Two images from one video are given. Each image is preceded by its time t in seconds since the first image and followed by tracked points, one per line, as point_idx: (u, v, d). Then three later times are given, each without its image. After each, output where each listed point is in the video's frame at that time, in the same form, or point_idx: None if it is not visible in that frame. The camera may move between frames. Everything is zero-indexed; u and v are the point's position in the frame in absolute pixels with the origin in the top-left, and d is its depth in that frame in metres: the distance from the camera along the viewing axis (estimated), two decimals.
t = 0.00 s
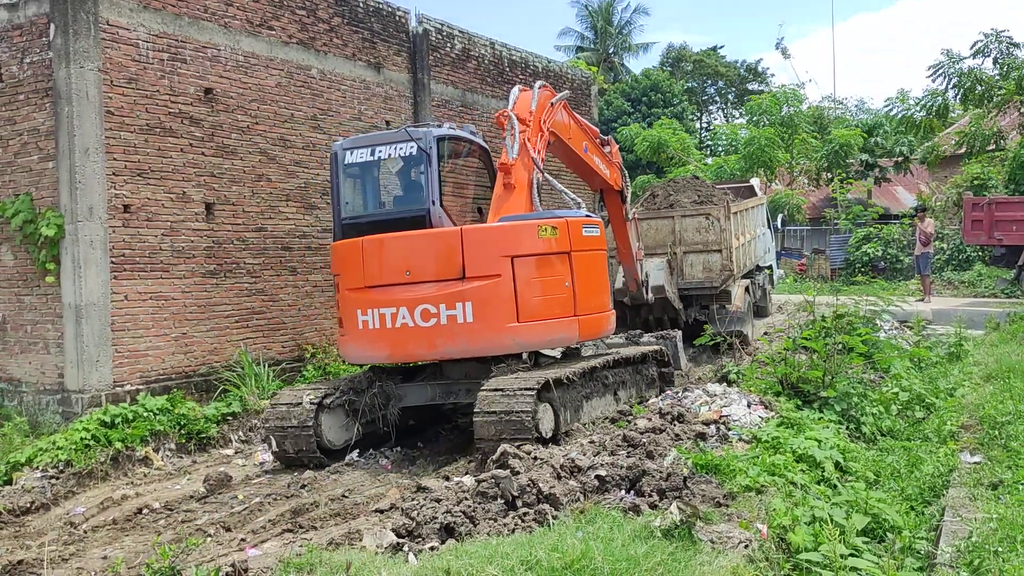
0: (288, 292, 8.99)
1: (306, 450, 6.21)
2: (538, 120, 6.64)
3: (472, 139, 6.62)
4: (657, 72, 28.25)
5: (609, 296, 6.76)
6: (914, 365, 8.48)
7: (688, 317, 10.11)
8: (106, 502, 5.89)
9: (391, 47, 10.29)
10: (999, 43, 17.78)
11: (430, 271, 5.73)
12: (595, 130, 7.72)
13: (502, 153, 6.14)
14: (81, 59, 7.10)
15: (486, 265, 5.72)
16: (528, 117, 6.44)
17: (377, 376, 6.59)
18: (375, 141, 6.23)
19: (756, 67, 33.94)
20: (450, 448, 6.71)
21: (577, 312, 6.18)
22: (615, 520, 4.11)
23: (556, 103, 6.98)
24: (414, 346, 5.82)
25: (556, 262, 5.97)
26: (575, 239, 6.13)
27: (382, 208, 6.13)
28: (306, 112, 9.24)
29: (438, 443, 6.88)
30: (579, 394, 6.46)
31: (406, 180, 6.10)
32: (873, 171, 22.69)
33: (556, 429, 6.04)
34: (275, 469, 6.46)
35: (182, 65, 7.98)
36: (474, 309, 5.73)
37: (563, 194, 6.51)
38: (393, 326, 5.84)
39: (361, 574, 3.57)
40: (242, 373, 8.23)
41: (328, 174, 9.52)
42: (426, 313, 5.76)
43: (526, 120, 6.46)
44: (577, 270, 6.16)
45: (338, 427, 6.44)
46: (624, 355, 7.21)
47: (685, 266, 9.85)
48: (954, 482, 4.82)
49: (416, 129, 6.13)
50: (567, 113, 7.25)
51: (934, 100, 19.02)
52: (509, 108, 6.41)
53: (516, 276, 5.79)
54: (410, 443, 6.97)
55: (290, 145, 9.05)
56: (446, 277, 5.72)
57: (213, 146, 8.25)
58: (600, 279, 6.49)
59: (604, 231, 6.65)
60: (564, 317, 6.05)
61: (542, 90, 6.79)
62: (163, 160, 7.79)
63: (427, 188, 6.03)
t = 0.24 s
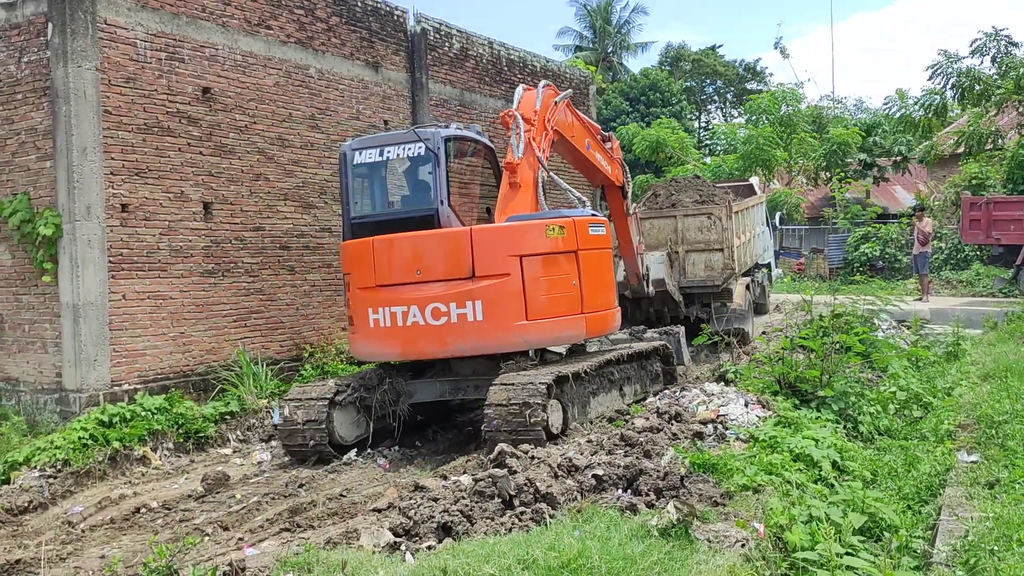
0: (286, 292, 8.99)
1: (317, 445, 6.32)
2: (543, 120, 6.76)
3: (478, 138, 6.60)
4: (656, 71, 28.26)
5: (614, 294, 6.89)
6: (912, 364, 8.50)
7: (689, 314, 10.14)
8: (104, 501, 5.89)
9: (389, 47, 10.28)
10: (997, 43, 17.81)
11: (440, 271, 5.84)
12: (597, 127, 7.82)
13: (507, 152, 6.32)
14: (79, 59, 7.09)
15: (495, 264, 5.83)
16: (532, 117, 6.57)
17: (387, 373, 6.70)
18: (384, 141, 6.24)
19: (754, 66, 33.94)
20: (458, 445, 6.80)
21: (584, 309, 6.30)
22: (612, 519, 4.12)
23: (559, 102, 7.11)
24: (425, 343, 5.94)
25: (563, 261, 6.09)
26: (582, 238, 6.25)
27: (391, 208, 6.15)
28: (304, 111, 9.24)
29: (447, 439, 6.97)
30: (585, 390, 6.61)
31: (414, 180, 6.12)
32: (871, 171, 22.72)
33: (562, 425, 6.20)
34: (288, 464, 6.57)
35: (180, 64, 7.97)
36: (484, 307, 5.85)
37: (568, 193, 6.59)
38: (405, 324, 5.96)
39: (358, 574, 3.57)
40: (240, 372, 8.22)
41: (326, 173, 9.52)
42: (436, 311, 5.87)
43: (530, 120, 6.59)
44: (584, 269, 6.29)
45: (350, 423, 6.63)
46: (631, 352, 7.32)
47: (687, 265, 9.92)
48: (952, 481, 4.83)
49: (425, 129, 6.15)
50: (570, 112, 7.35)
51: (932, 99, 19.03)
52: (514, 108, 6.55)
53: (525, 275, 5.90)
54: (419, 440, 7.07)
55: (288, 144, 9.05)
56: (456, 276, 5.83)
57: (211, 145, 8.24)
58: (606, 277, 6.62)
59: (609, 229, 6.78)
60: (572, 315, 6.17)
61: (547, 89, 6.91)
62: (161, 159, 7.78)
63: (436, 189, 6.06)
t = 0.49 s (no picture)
0: (282, 291, 8.98)
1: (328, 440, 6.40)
2: (546, 120, 6.84)
3: (482, 138, 6.65)
4: (652, 71, 28.28)
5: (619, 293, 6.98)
6: (908, 363, 8.53)
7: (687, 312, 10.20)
8: (100, 501, 5.88)
9: (385, 46, 10.28)
10: (994, 43, 17.86)
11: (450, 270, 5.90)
12: (598, 126, 7.88)
13: (512, 153, 6.38)
14: (75, 58, 7.09)
15: (504, 263, 5.89)
16: (537, 117, 6.63)
17: (396, 370, 6.78)
18: (391, 142, 6.29)
19: (751, 66, 33.99)
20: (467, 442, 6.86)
21: (590, 308, 6.38)
22: (607, 518, 4.13)
23: (562, 102, 7.17)
24: (434, 342, 5.99)
25: (570, 260, 6.17)
26: (588, 238, 6.34)
27: (398, 208, 6.20)
28: (300, 111, 9.23)
29: (455, 435, 7.04)
30: (591, 387, 6.74)
31: (421, 180, 6.17)
32: (867, 171, 22.78)
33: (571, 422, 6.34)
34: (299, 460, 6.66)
35: (177, 64, 7.96)
36: (493, 306, 5.91)
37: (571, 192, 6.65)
38: (414, 323, 6.01)
39: (353, 574, 3.58)
40: (236, 372, 8.22)
41: (322, 173, 9.50)
42: (446, 310, 5.93)
43: (534, 120, 6.66)
44: (590, 268, 6.37)
45: (359, 420, 6.70)
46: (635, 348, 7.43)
47: (686, 265, 9.97)
48: (947, 481, 4.85)
49: (432, 130, 6.20)
50: (572, 113, 7.44)
51: (929, 99, 19.06)
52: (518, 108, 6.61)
53: (533, 274, 5.97)
54: (428, 437, 7.13)
55: (284, 144, 9.04)
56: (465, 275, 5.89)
57: (207, 145, 8.23)
58: (611, 276, 6.70)
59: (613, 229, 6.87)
60: (579, 314, 6.25)
61: (550, 88, 6.96)
62: (157, 158, 7.77)
63: (443, 190, 6.11)
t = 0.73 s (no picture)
0: (273, 291, 8.96)
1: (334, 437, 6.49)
2: (546, 120, 6.94)
3: (485, 138, 6.68)
4: (644, 71, 28.32)
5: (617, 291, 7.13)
6: (899, 363, 8.59)
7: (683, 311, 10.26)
8: (91, 501, 5.85)
9: (377, 46, 10.26)
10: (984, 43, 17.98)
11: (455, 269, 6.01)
12: (595, 125, 7.98)
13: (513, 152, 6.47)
14: (66, 57, 7.06)
15: (508, 263, 6.02)
16: (537, 118, 6.74)
17: (400, 367, 6.86)
18: (396, 143, 6.34)
19: (742, 66, 34.08)
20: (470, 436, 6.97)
21: (591, 306, 6.53)
22: (598, 518, 4.14)
23: (561, 102, 7.26)
24: (440, 339, 6.11)
25: (571, 260, 6.31)
26: (588, 237, 6.47)
27: (403, 208, 6.26)
28: (291, 111, 9.20)
29: (459, 430, 7.15)
30: (591, 383, 6.85)
31: (426, 180, 6.23)
32: (858, 171, 22.87)
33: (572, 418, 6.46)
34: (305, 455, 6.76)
35: (167, 63, 7.93)
36: (498, 304, 6.04)
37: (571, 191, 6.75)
38: (420, 321, 6.11)
39: (344, 573, 3.57)
40: (228, 372, 8.19)
41: (314, 173, 9.47)
42: (451, 309, 6.05)
43: (535, 121, 6.76)
44: (591, 267, 6.51)
45: (364, 416, 6.79)
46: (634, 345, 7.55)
47: (681, 265, 10.12)
48: (937, 480, 4.88)
49: (436, 131, 6.25)
50: (570, 113, 7.53)
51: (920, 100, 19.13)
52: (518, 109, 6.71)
53: (536, 274, 6.10)
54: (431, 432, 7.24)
55: (275, 143, 9.01)
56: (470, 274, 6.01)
57: (198, 144, 8.20)
58: (610, 275, 6.85)
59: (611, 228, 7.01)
60: (580, 312, 6.40)
61: (551, 88, 7.05)
62: (148, 158, 7.73)
63: (447, 190, 6.16)
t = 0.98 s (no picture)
0: (249, 290, 8.89)
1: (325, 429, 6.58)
2: (533, 119, 6.96)
3: (472, 137, 6.81)
4: (622, 70, 28.43)
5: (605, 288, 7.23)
6: (874, 361, 8.71)
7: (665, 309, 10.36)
8: (64, 502, 5.78)
9: (354, 43, 10.21)
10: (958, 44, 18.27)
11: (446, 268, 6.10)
12: (579, 122, 8.03)
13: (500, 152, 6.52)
14: (39, 54, 6.97)
15: (498, 261, 6.12)
16: (524, 117, 6.75)
17: (391, 363, 6.95)
18: (385, 142, 6.44)
19: (719, 66, 34.34)
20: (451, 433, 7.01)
21: (579, 303, 6.64)
22: (576, 516, 4.17)
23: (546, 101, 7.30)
24: (431, 335, 6.20)
25: (560, 258, 6.41)
26: (576, 236, 6.58)
27: (393, 207, 6.37)
28: (268, 108, 9.14)
29: (448, 426, 7.23)
30: (579, 378, 6.98)
31: (415, 179, 6.34)
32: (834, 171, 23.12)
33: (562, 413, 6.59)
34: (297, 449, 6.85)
35: (142, 59, 7.84)
36: (488, 302, 6.13)
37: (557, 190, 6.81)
38: (411, 318, 6.20)
39: (320, 573, 3.56)
40: (203, 371, 8.12)
41: (290, 171, 9.40)
42: (442, 306, 6.14)
43: (522, 120, 6.79)
44: (579, 265, 6.61)
45: (356, 411, 6.87)
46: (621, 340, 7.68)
47: (664, 264, 10.17)
48: (910, 477, 4.96)
49: (426, 131, 6.38)
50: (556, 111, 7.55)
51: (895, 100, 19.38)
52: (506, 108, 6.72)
53: (525, 272, 6.20)
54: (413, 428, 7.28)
55: (251, 141, 8.94)
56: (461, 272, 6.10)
57: (173, 142, 8.12)
58: (598, 272, 6.95)
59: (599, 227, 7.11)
60: (568, 309, 6.50)
61: (537, 87, 7.07)
62: (122, 155, 7.64)
63: (437, 188, 6.28)
